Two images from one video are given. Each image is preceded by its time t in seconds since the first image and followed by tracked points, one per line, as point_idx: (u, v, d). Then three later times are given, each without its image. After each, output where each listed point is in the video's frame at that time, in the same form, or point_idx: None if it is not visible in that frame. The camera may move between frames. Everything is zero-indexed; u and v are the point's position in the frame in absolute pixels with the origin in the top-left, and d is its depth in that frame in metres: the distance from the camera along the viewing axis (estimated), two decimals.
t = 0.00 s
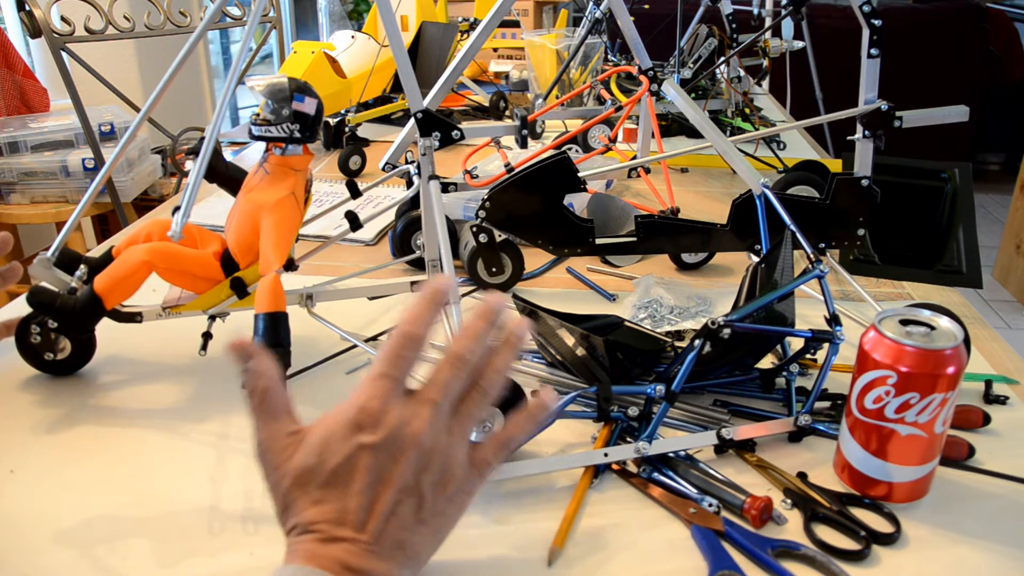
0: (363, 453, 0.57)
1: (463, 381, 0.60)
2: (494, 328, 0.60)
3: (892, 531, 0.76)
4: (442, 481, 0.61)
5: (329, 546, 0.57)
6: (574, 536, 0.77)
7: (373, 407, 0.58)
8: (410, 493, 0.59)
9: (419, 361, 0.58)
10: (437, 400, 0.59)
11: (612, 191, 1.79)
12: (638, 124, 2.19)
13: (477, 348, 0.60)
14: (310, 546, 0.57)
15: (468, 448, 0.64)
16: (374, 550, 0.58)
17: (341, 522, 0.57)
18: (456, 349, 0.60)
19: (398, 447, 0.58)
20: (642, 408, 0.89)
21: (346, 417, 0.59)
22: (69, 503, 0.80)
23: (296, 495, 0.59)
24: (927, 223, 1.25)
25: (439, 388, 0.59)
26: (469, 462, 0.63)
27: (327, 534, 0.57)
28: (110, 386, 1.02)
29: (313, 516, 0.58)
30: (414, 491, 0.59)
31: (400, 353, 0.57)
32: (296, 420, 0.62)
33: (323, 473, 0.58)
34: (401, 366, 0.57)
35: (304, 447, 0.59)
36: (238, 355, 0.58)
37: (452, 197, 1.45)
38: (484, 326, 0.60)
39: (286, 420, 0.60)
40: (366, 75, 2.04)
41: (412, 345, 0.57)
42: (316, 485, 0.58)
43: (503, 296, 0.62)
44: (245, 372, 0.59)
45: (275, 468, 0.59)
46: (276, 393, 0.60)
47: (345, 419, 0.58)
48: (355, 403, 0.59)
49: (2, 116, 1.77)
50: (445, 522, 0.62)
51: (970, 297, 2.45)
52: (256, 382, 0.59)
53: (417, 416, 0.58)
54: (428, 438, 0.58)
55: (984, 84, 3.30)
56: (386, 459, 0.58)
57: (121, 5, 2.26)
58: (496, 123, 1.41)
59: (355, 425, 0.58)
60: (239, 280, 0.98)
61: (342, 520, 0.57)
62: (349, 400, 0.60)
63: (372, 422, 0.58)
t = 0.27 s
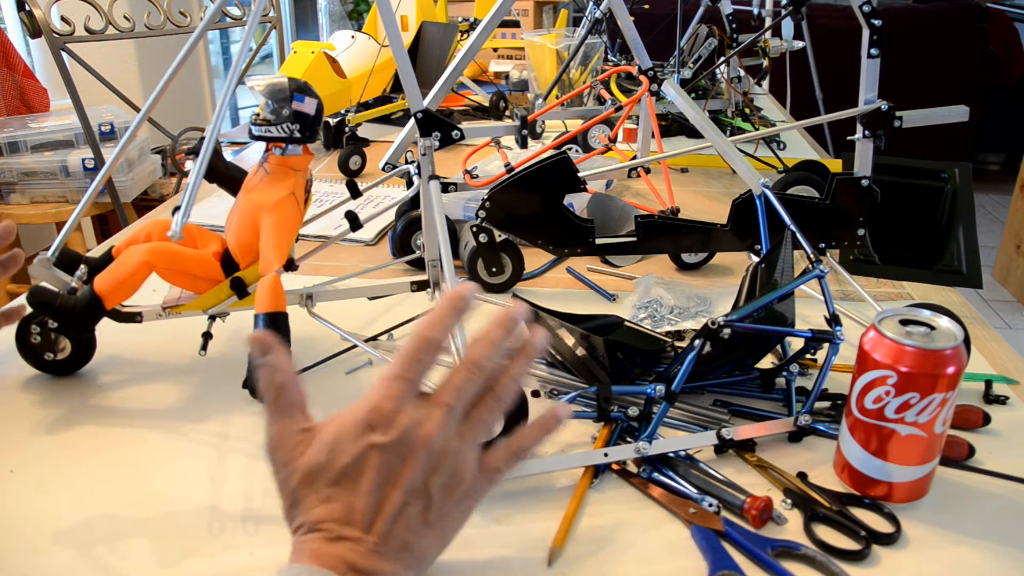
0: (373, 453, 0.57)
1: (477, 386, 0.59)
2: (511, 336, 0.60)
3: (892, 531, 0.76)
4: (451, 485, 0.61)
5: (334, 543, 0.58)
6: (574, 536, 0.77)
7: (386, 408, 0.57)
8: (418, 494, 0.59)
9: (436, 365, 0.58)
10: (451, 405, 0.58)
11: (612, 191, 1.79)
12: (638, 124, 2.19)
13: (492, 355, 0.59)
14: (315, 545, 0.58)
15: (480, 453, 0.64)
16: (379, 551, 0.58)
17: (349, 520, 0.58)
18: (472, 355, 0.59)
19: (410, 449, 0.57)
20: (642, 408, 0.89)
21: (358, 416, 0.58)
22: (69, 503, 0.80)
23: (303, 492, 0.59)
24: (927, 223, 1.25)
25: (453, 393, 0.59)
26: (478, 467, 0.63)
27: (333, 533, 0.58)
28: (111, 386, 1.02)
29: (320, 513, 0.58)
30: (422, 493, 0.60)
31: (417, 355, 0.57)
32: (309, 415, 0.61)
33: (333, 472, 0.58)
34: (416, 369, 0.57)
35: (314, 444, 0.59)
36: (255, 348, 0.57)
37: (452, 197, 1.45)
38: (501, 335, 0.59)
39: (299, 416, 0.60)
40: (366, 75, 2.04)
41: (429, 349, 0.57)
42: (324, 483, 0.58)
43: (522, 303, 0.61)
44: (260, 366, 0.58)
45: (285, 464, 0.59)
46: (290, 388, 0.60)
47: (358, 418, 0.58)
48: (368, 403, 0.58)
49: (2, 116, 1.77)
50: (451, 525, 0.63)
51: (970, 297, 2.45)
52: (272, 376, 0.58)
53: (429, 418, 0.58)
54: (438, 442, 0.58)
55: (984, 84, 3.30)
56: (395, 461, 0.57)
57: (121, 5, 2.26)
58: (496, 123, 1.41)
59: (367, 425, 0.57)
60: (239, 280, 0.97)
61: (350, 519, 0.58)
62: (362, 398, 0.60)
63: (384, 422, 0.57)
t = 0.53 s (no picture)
0: (345, 453, 0.59)
1: (448, 377, 0.60)
2: (478, 325, 0.60)
3: (892, 531, 0.76)
4: (433, 478, 0.62)
5: (320, 548, 0.58)
6: (573, 536, 0.77)
7: (356, 409, 0.59)
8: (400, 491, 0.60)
9: (400, 362, 0.59)
10: (419, 398, 0.59)
11: (612, 191, 1.79)
12: (638, 125, 2.19)
13: (460, 345, 0.59)
14: (302, 550, 0.58)
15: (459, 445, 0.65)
16: (367, 550, 0.59)
17: (332, 523, 0.59)
18: (436, 346, 0.59)
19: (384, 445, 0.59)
20: (642, 409, 0.89)
21: (330, 420, 0.60)
22: (69, 503, 0.80)
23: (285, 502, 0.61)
24: (927, 223, 1.25)
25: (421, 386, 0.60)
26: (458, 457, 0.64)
27: (319, 537, 0.58)
28: (111, 386, 1.02)
29: (303, 519, 0.59)
30: (403, 489, 0.60)
31: (381, 353, 0.58)
32: (288, 428, 0.65)
33: (310, 478, 0.60)
34: (381, 367, 0.59)
35: (291, 452, 0.61)
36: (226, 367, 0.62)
37: (452, 197, 1.45)
38: (467, 323, 0.60)
39: (275, 427, 0.64)
40: (366, 75, 2.04)
41: (392, 346, 0.58)
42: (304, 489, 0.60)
43: (488, 291, 0.62)
44: (235, 385, 0.63)
45: (267, 476, 0.62)
46: (266, 402, 0.64)
47: (330, 422, 0.60)
48: (338, 406, 0.60)
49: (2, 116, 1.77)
50: (438, 519, 0.63)
51: (970, 298, 2.45)
52: (245, 393, 0.63)
53: (400, 414, 0.59)
54: (411, 435, 0.59)
55: (984, 84, 3.30)
56: (371, 460, 0.59)
57: (121, 5, 2.26)
58: (496, 123, 1.41)
59: (338, 428, 0.59)
60: (239, 280, 0.97)
61: (333, 521, 0.59)
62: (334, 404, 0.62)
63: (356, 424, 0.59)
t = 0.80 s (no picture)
0: (365, 446, 0.59)
1: (473, 384, 0.60)
2: (506, 338, 0.60)
3: (892, 531, 0.76)
4: (449, 480, 0.62)
5: (334, 540, 0.58)
6: (573, 536, 0.77)
7: (380, 404, 0.59)
8: (416, 489, 0.60)
9: (427, 363, 0.60)
10: (445, 400, 0.60)
11: (612, 191, 1.79)
12: (638, 124, 2.19)
13: (488, 354, 0.60)
14: (315, 542, 0.58)
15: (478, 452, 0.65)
16: (379, 546, 0.59)
17: (347, 515, 0.59)
18: (464, 352, 0.60)
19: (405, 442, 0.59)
20: (642, 408, 0.89)
21: (353, 413, 0.60)
22: (69, 503, 0.80)
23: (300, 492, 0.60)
24: (927, 223, 1.25)
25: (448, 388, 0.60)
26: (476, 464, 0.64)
27: (333, 529, 0.59)
28: (111, 386, 1.02)
29: (318, 510, 0.59)
30: (419, 488, 0.60)
31: (410, 352, 0.59)
32: (307, 419, 0.65)
33: (328, 468, 0.59)
34: (409, 365, 0.59)
35: (311, 442, 0.61)
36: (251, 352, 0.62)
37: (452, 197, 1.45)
38: (495, 334, 0.60)
39: (296, 416, 0.63)
40: (366, 75, 2.04)
41: (421, 346, 0.59)
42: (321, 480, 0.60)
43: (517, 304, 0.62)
44: (258, 370, 0.62)
45: (284, 463, 0.61)
46: (289, 391, 0.63)
47: (353, 414, 0.60)
48: (362, 400, 0.60)
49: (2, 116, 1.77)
50: (450, 522, 0.63)
51: (970, 298, 2.44)
52: (269, 379, 0.62)
53: (423, 413, 0.59)
54: (434, 435, 0.59)
55: (984, 84, 3.30)
56: (391, 455, 0.59)
57: (121, 5, 2.26)
58: (496, 123, 1.41)
59: (361, 421, 0.59)
60: (239, 280, 0.97)
61: (348, 514, 0.59)
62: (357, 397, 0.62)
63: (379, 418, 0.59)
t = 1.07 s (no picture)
0: (344, 449, 0.59)
1: (447, 378, 0.61)
2: (475, 329, 0.61)
3: (892, 531, 0.76)
4: (433, 475, 0.62)
5: (320, 544, 0.58)
6: (572, 536, 0.77)
7: (356, 405, 0.60)
8: (398, 487, 0.60)
9: (400, 361, 0.60)
10: (419, 396, 0.60)
11: (612, 191, 1.79)
12: (638, 124, 2.19)
13: (459, 347, 0.61)
14: (302, 547, 0.58)
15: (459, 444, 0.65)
16: (367, 546, 0.59)
17: (332, 519, 0.59)
18: (436, 346, 0.60)
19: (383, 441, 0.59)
20: (643, 409, 0.89)
21: (331, 417, 0.61)
22: (69, 503, 0.80)
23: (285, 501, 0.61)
24: (927, 223, 1.25)
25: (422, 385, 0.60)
26: (458, 457, 0.64)
27: (319, 534, 0.58)
28: (111, 386, 1.02)
29: (304, 516, 0.59)
30: (403, 485, 0.60)
31: (382, 352, 0.60)
32: (292, 428, 0.65)
33: (311, 473, 0.60)
34: (382, 364, 0.60)
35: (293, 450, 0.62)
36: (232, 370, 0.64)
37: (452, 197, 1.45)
38: (465, 327, 0.61)
39: (280, 426, 0.64)
40: (366, 75, 2.04)
41: (393, 344, 0.59)
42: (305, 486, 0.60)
43: (484, 297, 0.63)
44: (242, 385, 0.64)
45: (269, 473, 0.62)
46: (272, 402, 0.64)
47: (330, 419, 0.60)
48: (339, 404, 0.61)
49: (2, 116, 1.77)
50: (438, 517, 0.63)
51: (971, 298, 2.44)
52: (252, 392, 0.63)
53: (399, 411, 0.59)
54: (411, 431, 0.59)
55: (984, 84, 3.30)
56: (371, 455, 0.59)
57: (121, 5, 2.26)
58: (496, 123, 1.41)
59: (339, 423, 0.60)
60: (239, 280, 0.97)
61: (333, 517, 0.59)
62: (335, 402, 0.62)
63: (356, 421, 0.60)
